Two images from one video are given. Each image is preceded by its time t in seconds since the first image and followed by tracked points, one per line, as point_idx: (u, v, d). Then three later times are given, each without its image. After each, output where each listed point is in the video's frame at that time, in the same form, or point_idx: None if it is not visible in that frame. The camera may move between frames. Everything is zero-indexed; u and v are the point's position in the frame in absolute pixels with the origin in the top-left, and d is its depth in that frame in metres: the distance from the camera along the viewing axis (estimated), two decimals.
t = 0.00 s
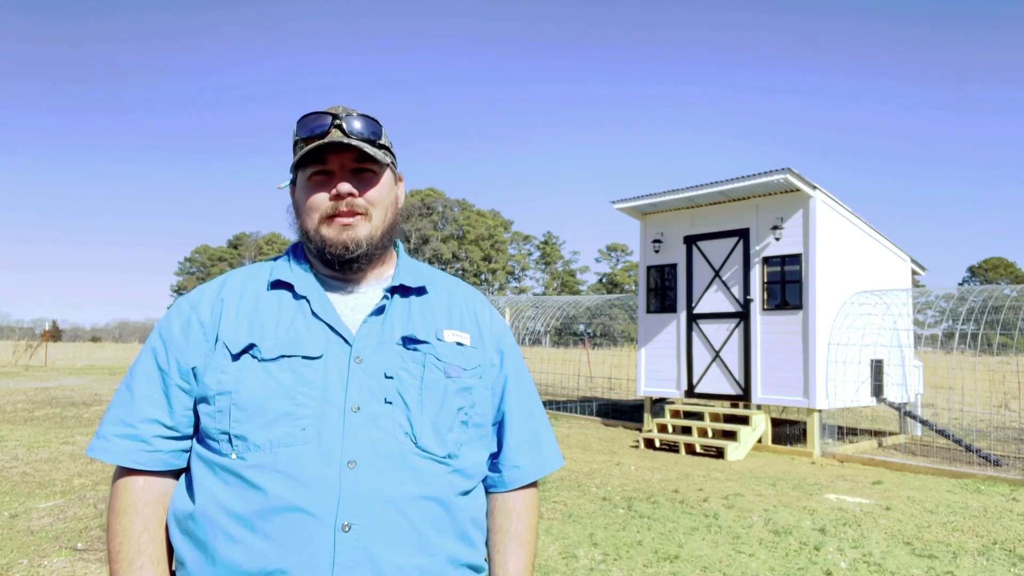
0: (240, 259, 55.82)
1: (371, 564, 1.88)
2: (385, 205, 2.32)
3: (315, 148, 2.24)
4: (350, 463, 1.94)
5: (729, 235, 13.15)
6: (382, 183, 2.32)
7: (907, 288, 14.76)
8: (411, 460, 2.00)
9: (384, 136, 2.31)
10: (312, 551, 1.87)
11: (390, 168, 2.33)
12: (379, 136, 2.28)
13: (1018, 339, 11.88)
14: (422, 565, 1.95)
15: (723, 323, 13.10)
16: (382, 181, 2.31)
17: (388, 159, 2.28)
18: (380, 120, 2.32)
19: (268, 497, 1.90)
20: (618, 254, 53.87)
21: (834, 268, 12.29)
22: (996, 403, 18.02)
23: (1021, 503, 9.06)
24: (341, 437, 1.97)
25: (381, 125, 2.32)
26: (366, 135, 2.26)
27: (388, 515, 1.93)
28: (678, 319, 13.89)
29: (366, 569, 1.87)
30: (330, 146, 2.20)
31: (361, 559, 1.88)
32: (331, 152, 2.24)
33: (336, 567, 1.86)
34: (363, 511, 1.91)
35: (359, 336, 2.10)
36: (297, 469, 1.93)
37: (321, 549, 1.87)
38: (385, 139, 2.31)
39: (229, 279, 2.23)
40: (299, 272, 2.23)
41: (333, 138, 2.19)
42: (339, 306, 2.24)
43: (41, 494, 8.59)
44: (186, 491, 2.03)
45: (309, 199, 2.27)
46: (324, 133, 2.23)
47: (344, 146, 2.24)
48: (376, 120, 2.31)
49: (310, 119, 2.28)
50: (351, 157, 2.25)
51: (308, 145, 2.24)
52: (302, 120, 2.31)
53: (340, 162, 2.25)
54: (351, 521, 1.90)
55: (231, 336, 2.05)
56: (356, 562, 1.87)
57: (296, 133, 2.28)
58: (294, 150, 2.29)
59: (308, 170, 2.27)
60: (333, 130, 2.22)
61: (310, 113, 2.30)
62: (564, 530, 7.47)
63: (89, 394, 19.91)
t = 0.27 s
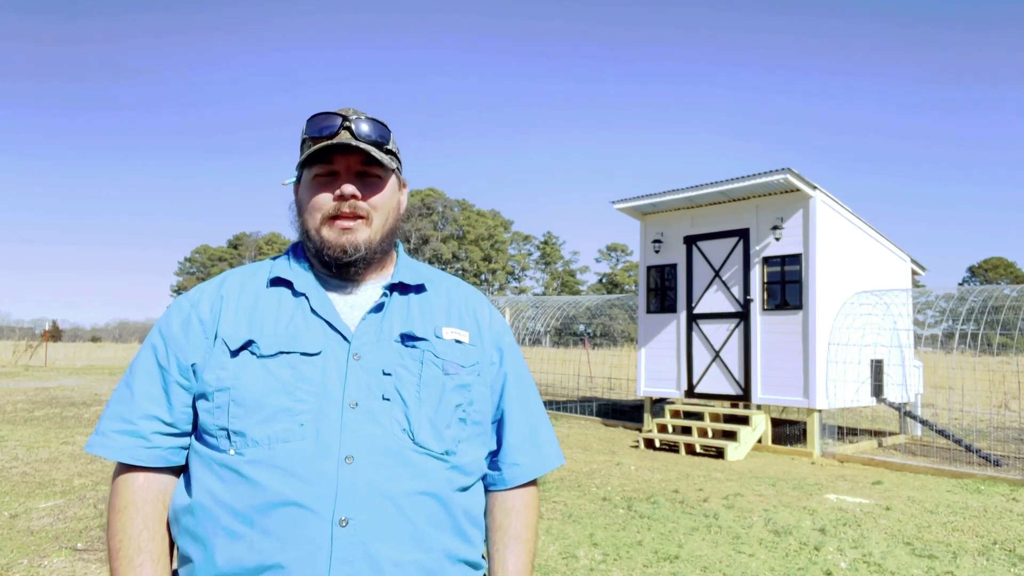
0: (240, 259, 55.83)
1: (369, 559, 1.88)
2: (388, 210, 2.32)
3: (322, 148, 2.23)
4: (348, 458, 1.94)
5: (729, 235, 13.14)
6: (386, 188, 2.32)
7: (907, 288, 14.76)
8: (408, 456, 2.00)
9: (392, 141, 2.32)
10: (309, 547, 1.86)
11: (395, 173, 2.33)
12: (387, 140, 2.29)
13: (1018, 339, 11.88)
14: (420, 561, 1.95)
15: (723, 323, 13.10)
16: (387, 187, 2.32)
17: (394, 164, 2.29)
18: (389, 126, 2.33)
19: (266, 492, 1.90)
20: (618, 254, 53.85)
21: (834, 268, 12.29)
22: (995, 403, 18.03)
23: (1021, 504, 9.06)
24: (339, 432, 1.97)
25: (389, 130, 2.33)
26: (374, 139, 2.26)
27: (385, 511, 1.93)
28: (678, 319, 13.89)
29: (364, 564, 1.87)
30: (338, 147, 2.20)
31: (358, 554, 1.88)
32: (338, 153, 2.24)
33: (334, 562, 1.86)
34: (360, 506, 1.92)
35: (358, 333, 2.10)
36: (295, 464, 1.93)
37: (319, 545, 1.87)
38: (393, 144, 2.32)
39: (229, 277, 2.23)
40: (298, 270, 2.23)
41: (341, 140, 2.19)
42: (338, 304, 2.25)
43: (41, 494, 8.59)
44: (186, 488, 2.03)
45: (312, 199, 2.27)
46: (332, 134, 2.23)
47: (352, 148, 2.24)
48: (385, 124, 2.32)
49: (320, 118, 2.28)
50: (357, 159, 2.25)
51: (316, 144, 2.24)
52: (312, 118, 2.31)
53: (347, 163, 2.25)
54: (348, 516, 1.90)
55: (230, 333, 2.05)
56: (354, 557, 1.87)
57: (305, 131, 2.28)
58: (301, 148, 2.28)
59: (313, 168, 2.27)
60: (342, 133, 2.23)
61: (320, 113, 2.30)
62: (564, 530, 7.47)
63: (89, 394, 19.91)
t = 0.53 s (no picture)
0: (240, 259, 55.84)
1: (367, 562, 1.88)
2: (399, 217, 2.33)
3: (344, 147, 2.22)
4: (346, 462, 1.94)
5: (729, 235, 13.14)
6: (399, 196, 2.34)
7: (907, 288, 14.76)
8: (407, 459, 2.00)
9: (412, 150, 2.34)
10: (307, 550, 1.87)
11: (411, 183, 2.35)
12: (408, 149, 2.31)
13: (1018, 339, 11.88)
14: (418, 564, 1.95)
15: (723, 323, 13.10)
16: (400, 195, 2.33)
17: (411, 174, 2.31)
18: (411, 135, 2.34)
19: (264, 495, 1.90)
20: (618, 254, 53.85)
21: (834, 268, 12.29)
22: (995, 403, 18.03)
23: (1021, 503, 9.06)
24: (337, 436, 1.97)
25: (410, 139, 2.35)
26: (396, 146, 2.27)
27: (383, 514, 1.93)
28: (678, 319, 13.89)
29: (362, 567, 1.88)
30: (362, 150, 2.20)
31: (356, 558, 1.88)
32: (359, 155, 2.23)
33: (331, 565, 1.86)
34: (358, 509, 1.92)
35: (357, 336, 2.10)
36: (293, 468, 1.93)
37: (317, 548, 1.87)
38: (412, 153, 2.33)
39: (228, 278, 2.23)
40: (298, 271, 2.22)
41: (367, 144, 2.19)
42: (337, 306, 2.24)
43: (41, 494, 8.60)
44: (185, 490, 2.03)
45: (325, 197, 2.26)
46: (357, 135, 2.22)
47: (375, 153, 2.24)
48: (407, 133, 2.33)
49: (344, 116, 2.27)
50: (377, 164, 2.25)
51: (339, 143, 2.22)
52: (336, 115, 2.29)
53: (366, 166, 2.25)
54: (346, 520, 1.90)
55: (228, 335, 2.05)
56: (352, 560, 1.87)
57: (327, 126, 2.27)
58: (321, 142, 2.26)
59: (331, 165, 2.25)
60: (367, 135, 2.23)
61: (345, 112, 2.28)
62: (564, 530, 7.47)
63: (89, 394, 19.91)
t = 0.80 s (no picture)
0: (240, 259, 55.86)
1: (368, 564, 1.88)
2: (405, 219, 2.35)
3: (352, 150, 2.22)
4: (348, 464, 1.94)
5: (729, 235, 13.14)
6: (405, 198, 2.35)
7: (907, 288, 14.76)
8: (408, 461, 2.00)
9: (416, 151, 2.35)
10: (309, 552, 1.87)
11: (415, 184, 2.37)
12: (413, 150, 2.32)
13: (1018, 339, 11.87)
14: (420, 565, 1.95)
15: (723, 323, 13.10)
16: (406, 196, 2.35)
17: (417, 176, 2.33)
18: (415, 135, 2.36)
19: (266, 497, 1.90)
20: (618, 254, 53.82)
21: (834, 268, 12.29)
22: (995, 402, 18.02)
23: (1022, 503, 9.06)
24: (339, 437, 1.97)
25: (415, 139, 2.36)
26: (401, 147, 2.28)
27: (385, 516, 1.93)
28: (678, 319, 13.89)
29: (363, 569, 1.88)
30: (372, 153, 2.20)
31: (358, 560, 1.88)
32: (367, 157, 2.24)
33: (333, 567, 1.86)
34: (360, 512, 1.91)
35: (359, 337, 2.10)
36: (295, 470, 1.92)
37: (319, 550, 1.87)
38: (416, 155, 2.35)
39: (228, 278, 2.22)
40: (301, 272, 2.22)
41: (376, 146, 2.20)
42: (339, 306, 2.24)
43: (41, 494, 8.60)
44: (185, 490, 2.03)
45: (332, 198, 2.25)
46: (365, 137, 2.22)
47: (382, 155, 2.25)
48: (412, 134, 2.34)
49: (349, 118, 2.26)
50: (385, 166, 2.26)
51: (346, 145, 2.22)
52: (339, 116, 2.28)
53: (374, 169, 2.25)
54: (349, 522, 1.90)
55: (230, 336, 2.05)
56: (353, 562, 1.87)
57: (332, 127, 2.26)
58: (326, 143, 2.25)
59: (337, 167, 2.24)
60: (374, 138, 2.23)
61: (349, 112, 2.28)
62: (564, 530, 7.47)
63: (89, 395, 19.91)
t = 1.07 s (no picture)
0: (240, 259, 55.85)
1: (370, 565, 1.88)
2: (405, 220, 2.35)
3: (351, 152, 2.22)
4: (350, 465, 1.94)
5: (729, 235, 13.14)
6: (405, 198, 2.35)
7: (907, 288, 14.76)
8: (410, 462, 2.00)
9: (415, 152, 2.35)
10: (311, 553, 1.87)
11: (414, 184, 2.36)
12: (412, 151, 2.32)
13: (1018, 339, 11.88)
14: (421, 566, 1.95)
15: (723, 323, 13.10)
16: (405, 197, 2.34)
17: (416, 176, 2.33)
18: (414, 136, 2.36)
19: (268, 498, 1.90)
20: (618, 254, 53.78)
21: (834, 268, 12.29)
22: (995, 403, 18.03)
23: (1022, 503, 9.06)
24: (340, 438, 1.97)
25: (414, 140, 2.36)
26: (400, 148, 2.28)
27: (386, 517, 1.93)
28: (678, 319, 13.89)
29: (365, 570, 1.88)
30: (370, 155, 2.20)
31: (359, 560, 1.88)
32: (367, 158, 2.23)
33: (335, 568, 1.87)
34: (361, 512, 1.91)
35: (359, 337, 2.10)
36: (296, 470, 1.92)
37: (321, 550, 1.87)
38: (415, 155, 2.35)
39: (228, 278, 2.22)
40: (301, 273, 2.22)
41: (376, 148, 2.20)
42: (339, 307, 2.24)
43: (41, 494, 8.60)
44: (186, 490, 2.03)
45: (332, 201, 2.25)
46: (364, 139, 2.23)
47: (382, 157, 2.24)
48: (411, 134, 2.34)
49: (347, 119, 2.26)
50: (384, 168, 2.26)
51: (345, 147, 2.22)
52: (338, 117, 2.28)
53: (373, 170, 2.25)
54: (350, 523, 1.90)
55: (231, 337, 2.05)
56: (355, 563, 1.88)
57: (331, 129, 2.26)
58: (325, 145, 2.25)
59: (336, 169, 2.24)
60: (374, 139, 2.24)
61: (347, 114, 2.28)
62: (564, 530, 7.47)
63: (89, 394, 19.91)
